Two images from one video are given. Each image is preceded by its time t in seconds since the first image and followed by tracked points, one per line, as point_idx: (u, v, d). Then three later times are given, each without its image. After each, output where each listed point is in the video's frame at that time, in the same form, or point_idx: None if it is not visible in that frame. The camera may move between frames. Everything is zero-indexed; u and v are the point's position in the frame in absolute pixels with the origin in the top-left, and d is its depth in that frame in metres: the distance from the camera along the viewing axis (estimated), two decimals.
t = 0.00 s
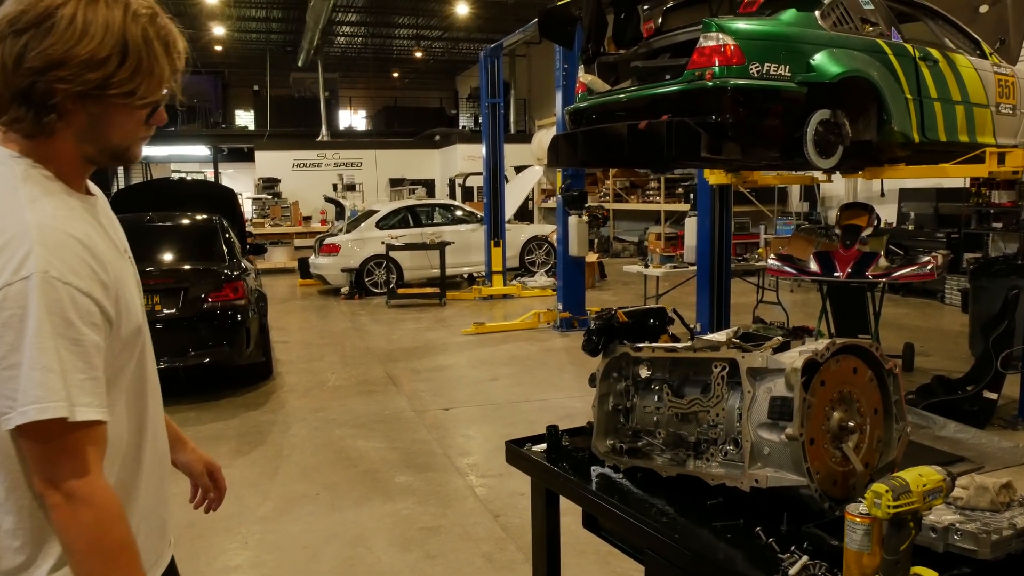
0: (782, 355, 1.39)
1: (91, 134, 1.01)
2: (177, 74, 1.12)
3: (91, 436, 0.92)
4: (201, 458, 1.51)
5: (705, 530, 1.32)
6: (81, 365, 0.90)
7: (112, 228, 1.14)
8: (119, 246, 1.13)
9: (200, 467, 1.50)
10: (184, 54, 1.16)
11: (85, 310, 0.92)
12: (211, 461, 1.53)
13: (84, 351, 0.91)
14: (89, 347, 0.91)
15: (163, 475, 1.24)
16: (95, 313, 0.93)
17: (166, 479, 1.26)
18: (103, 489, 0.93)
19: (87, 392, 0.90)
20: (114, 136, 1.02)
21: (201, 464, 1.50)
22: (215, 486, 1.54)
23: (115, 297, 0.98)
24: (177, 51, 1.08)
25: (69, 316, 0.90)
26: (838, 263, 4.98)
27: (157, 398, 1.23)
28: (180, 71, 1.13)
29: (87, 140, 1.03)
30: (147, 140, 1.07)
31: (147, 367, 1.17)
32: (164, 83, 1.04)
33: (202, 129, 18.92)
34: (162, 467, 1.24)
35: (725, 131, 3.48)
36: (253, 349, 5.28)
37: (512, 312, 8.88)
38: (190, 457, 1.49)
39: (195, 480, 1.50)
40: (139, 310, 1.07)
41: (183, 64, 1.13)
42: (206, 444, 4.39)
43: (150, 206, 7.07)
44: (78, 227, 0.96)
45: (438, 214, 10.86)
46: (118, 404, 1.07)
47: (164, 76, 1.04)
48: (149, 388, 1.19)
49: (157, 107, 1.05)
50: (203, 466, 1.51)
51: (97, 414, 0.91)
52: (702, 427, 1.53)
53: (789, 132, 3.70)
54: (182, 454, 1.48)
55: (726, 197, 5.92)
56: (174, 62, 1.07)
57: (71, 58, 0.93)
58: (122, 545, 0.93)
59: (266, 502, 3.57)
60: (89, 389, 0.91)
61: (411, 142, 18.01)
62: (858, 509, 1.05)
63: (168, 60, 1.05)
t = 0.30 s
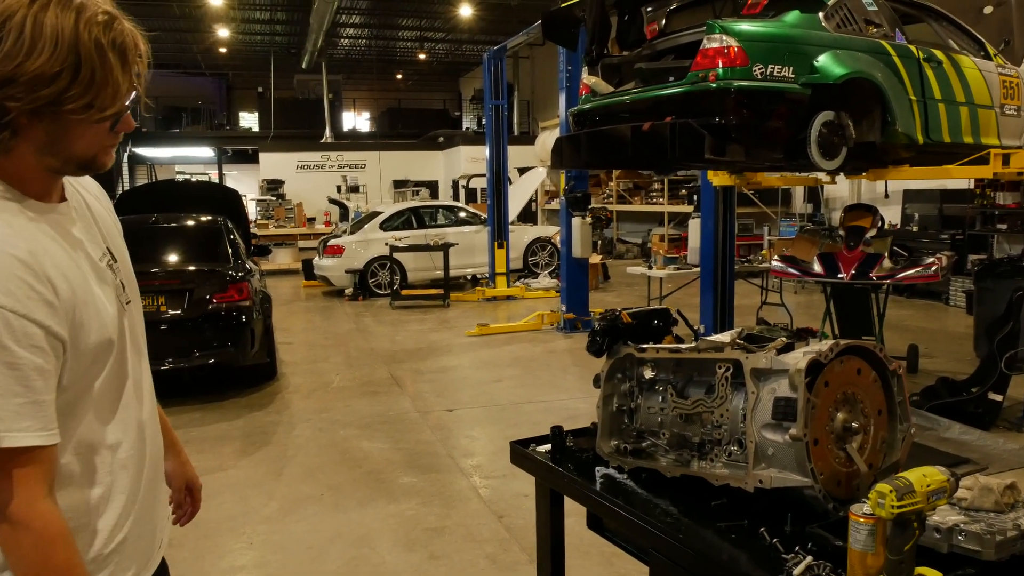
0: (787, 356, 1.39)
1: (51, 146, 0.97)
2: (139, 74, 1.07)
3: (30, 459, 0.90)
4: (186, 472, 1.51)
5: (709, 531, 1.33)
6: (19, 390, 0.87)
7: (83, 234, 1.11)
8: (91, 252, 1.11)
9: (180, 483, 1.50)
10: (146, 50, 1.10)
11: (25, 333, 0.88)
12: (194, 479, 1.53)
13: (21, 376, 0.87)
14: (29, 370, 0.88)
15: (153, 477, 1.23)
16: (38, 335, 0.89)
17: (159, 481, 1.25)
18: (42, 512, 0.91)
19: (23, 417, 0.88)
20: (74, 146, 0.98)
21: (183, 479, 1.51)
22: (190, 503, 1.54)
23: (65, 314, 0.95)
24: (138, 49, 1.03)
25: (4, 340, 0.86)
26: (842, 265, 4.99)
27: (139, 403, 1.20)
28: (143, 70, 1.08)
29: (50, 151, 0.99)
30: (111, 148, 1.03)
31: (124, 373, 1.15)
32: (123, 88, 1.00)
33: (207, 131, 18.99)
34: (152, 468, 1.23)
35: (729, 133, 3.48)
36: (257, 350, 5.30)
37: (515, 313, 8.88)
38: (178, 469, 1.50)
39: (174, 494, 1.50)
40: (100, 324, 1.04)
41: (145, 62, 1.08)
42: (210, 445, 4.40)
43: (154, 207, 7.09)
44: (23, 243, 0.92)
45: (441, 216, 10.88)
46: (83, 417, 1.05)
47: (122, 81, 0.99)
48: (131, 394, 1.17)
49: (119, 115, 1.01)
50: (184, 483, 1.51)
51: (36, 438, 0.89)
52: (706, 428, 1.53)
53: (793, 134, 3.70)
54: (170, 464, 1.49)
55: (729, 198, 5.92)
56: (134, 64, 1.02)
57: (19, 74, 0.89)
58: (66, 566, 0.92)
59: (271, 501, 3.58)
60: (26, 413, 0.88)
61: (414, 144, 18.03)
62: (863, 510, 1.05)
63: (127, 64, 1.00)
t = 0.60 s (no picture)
0: (792, 359, 1.40)
1: (49, 164, 0.98)
2: (138, 86, 1.07)
3: (28, 476, 0.91)
4: (215, 466, 1.52)
5: (713, 535, 1.33)
6: (16, 404, 0.88)
7: (82, 244, 1.11)
8: (90, 263, 1.11)
9: (214, 474, 1.52)
10: (142, 61, 1.10)
11: (19, 350, 0.89)
12: (225, 471, 1.54)
13: (17, 393, 0.88)
14: (26, 386, 0.89)
15: (162, 481, 1.24)
16: (33, 350, 0.90)
17: (168, 483, 1.26)
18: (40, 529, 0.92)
19: (20, 432, 0.88)
20: (70, 162, 0.99)
21: (214, 472, 1.52)
22: (224, 495, 1.55)
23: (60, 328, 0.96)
24: (133, 63, 1.02)
25: None
26: (847, 269, 4.96)
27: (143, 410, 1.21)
28: (140, 82, 1.08)
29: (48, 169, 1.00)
30: (108, 163, 1.03)
31: (126, 380, 1.16)
32: (118, 106, 1.00)
33: (213, 137, 19.10)
34: (162, 473, 1.24)
35: (734, 138, 3.49)
36: (263, 356, 5.31)
37: (520, 319, 8.88)
38: (206, 461, 1.50)
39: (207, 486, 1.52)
40: (100, 336, 1.05)
41: (142, 75, 1.08)
42: (217, 450, 4.41)
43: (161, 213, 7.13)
44: (19, 260, 0.93)
45: (447, 222, 10.91)
46: (83, 427, 1.06)
47: (115, 100, 0.99)
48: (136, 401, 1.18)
49: (114, 132, 1.01)
50: (218, 474, 1.53)
51: (38, 452, 0.90)
52: (711, 432, 1.53)
53: (798, 139, 3.71)
54: (198, 456, 1.50)
55: (735, 203, 5.92)
56: (130, 80, 1.02)
57: (12, 99, 0.89)
58: None
59: (277, 506, 3.59)
60: (24, 428, 0.89)
61: (419, 150, 18.08)
62: (867, 513, 1.06)
63: (121, 82, 1.00)
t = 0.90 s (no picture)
0: (795, 356, 1.39)
1: (43, 168, 0.98)
2: (134, 90, 1.07)
3: (26, 473, 0.91)
4: (213, 472, 1.52)
5: (716, 532, 1.32)
6: (15, 401, 0.88)
7: (80, 246, 1.11)
8: (88, 264, 1.11)
9: (210, 480, 1.51)
10: (138, 67, 1.10)
11: (17, 348, 0.89)
12: (222, 479, 1.53)
13: (16, 390, 0.88)
14: (25, 385, 0.89)
15: (163, 484, 1.23)
16: (31, 348, 0.90)
17: (169, 486, 1.26)
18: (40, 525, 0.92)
19: (18, 430, 0.89)
20: (66, 166, 0.99)
21: (211, 479, 1.51)
22: (220, 504, 1.55)
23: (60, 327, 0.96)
24: (129, 69, 1.02)
25: None
26: (852, 268, 4.95)
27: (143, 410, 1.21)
28: (137, 86, 1.08)
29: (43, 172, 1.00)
30: (105, 165, 1.04)
31: (126, 381, 1.16)
32: (112, 113, 1.00)
33: (218, 139, 19.14)
34: (163, 476, 1.24)
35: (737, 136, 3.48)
36: (268, 357, 5.32)
37: (525, 320, 8.87)
38: (204, 469, 1.50)
39: (203, 494, 1.51)
40: (99, 336, 1.05)
41: (139, 81, 1.08)
42: (221, 451, 4.42)
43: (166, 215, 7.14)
44: (16, 260, 0.93)
45: (451, 223, 10.91)
46: (84, 427, 1.07)
47: (110, 107, 0.99)
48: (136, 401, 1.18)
49: (108, 139, 1.01)
50: (214, 480, 1.52)
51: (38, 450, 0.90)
52: (713, 429, 1.52)
53: (801, 138, 3.70)
54: (197, 463, 1.50)
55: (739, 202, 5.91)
56: (125, 86, 1.02)
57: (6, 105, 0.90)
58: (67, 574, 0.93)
59: (282, 507, 3.59)
60: (22, 426, 0.89)
61: (424, 151, 18.10)
62: (870, 509, 1.06)
63: (116, 89, 1.00)
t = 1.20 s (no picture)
0: (801, 362, 1.39)
1: (51, 179, 0.99)
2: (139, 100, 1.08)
3: (45, 482, 0.91)
4: (215, 479, 1.52)
5: (723, 539, 1.31)
6: (33, 410, 0.89)
7: (88, 255, 1.12)
8: (97, 273, 1.12)
9: (212, 487, 1.52)
10: (141, 77, 1.11)
11: (35, 355, 0.89)
12: (224, 485, 1.54)
13: (34, 399, 0.89)
14: (43, 393, 0.90)
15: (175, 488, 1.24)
16: (48, 356, 0.91)
17: (181, 492, 1.26)
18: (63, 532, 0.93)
19: (37, 438, 0.89)
20: (73, 176, 0.99)
21: (213, 486, 1.52)
22: (223, 510, 1.55)
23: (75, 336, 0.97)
24: (132, 79, 1.03)
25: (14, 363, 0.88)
26: (859, 273, 4.92)
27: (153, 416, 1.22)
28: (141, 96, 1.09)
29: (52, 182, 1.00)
30: (113, 175, 1.04)
31: (138, 388, 1.16)
32: (117, 124, 1.00)
33: (225, 150, 19.24)
34: (174, 480, 1.24)
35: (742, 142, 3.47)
36: (275, 366, 5.33)
37: (532, 327, 8.87)
38: (205, 476, 1.51)
39: (205, 501, 1.51)
40: (111, 345, 1.06)
41: (143, 90, 1.09)
42: (229, 460, 4.43)
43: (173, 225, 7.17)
44: (31, 269, 0.94)
45: (458, 231, 10.94)
46: (99, 434, 1.07)
47: (114, 118, 0.99)
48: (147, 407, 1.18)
49: (114, 149, 1.02)
50: (216, 487, 1.52)
51: (57, 457, 0.91)
52: (719, 436, 1.52)
53: (806, 143, 3.69)
54: (198, 470, 1.51)
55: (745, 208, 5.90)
56: (129, 96, 1.03)
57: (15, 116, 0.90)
58: None
59: (289, 516, 3.59)
60: (41, 434, 0.90)
61: (429, 160, 18.16)
62: (878, 514, 1.04)
63: (120, 99, 1.00)
